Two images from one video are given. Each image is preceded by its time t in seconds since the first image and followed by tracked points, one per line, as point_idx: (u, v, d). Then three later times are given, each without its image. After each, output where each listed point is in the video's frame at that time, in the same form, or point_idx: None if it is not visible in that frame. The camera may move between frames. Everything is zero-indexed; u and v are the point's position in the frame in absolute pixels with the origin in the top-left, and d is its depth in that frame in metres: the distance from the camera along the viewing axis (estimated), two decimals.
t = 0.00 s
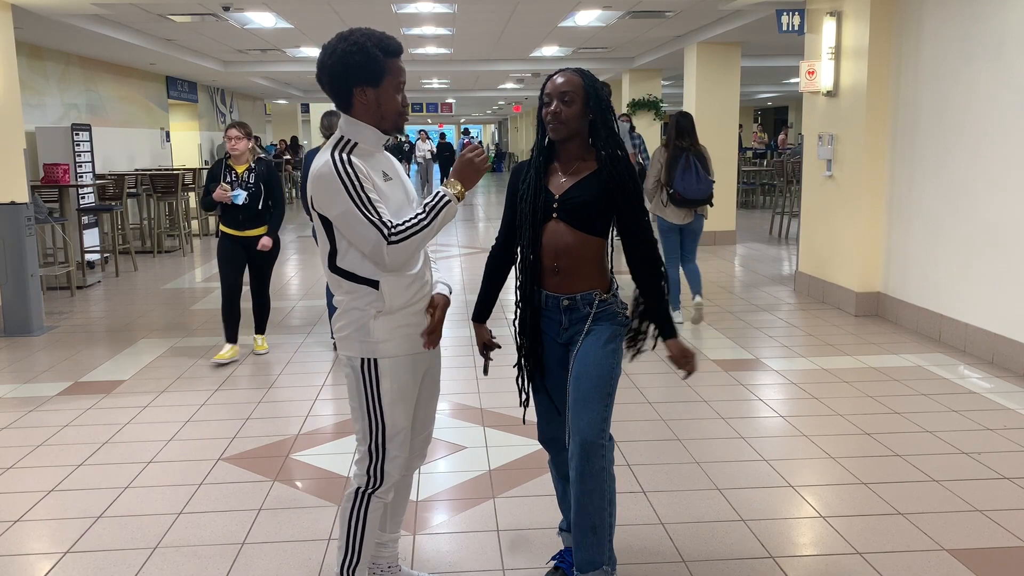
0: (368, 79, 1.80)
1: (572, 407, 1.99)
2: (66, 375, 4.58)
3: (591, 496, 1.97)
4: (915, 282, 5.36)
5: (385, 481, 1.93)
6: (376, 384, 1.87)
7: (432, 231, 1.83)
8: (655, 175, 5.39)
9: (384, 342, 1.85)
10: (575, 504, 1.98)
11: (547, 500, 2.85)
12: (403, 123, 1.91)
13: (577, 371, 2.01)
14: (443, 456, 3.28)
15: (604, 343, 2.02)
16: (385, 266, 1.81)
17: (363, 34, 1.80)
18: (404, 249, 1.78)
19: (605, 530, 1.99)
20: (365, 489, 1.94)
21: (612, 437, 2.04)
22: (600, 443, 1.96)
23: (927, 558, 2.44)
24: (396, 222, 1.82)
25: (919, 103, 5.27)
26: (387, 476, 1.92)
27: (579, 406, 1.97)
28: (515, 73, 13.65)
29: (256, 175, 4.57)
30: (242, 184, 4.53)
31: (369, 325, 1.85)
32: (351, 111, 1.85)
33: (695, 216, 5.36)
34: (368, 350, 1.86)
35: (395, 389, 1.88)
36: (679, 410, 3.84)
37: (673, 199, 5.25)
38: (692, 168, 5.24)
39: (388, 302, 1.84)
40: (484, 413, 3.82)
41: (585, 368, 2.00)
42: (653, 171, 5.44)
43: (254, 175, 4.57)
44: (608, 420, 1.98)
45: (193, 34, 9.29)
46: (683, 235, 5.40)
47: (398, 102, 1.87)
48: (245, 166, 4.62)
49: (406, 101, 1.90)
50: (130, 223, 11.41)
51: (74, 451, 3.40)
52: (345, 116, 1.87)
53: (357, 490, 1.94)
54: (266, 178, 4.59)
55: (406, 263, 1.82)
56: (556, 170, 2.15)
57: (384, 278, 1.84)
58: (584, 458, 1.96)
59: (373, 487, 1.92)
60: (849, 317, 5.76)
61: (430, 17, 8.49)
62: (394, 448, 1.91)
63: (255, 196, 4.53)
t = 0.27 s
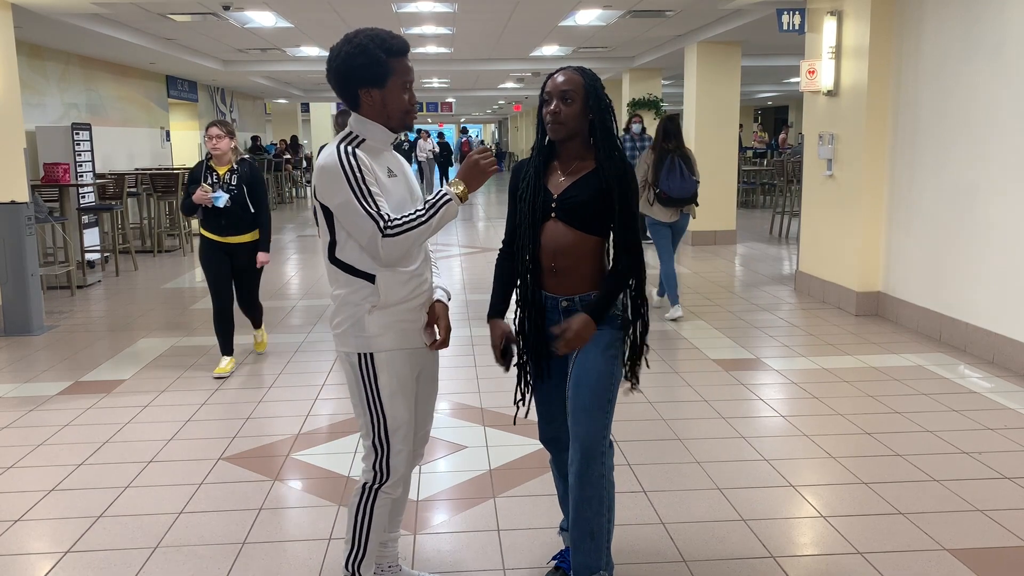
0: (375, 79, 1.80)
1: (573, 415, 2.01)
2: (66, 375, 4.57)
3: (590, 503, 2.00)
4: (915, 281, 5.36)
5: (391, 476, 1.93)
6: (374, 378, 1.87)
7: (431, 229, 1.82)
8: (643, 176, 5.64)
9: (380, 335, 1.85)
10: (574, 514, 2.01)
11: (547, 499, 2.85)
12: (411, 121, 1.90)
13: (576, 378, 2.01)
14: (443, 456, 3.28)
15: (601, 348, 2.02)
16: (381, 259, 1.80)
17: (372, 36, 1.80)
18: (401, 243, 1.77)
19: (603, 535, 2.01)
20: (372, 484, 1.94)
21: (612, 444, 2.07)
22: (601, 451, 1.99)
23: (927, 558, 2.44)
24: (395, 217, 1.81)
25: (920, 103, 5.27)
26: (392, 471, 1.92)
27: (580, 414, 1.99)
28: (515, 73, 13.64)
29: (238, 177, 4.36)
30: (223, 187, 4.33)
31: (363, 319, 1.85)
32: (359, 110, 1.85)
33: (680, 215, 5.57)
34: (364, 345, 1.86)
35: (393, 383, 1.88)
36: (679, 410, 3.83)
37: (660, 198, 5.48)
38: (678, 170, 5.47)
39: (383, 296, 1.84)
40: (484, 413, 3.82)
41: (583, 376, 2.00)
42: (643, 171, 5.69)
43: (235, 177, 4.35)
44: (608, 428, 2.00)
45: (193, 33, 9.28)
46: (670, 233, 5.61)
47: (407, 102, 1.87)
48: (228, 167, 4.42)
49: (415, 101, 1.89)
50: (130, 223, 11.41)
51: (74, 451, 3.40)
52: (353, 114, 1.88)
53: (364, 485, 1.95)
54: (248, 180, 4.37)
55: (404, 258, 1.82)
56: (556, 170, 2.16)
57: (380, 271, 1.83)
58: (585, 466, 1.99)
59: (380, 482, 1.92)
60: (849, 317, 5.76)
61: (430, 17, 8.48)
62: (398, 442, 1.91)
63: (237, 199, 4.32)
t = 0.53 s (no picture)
0: (375, 79, 1.80)
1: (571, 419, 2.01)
2: (67, 374, 4.57)
3: (592, 506, 2.00)
4: (916, 280, 5.35)
5: (393, 478, 1.92)
6: (377, 382, 1.87)
7: (433, 227, 1.82)
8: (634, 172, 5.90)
9: (383, 338, 1.85)
10: (577, 517, 2.01)
11: (548, 499, 2.84)
12: (411, 122, 1.90)
13: (574, 383, 2.01)
14: (444, 455, 3.28)
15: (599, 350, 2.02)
16: (384, 258, 1.80)
17: (373, 36, 1.79)
18: (403, 241, 1.77)
19: (606, 539, 2.01)
20: (374, 487, 1.94)
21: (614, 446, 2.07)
22: (602, 456, 2.00)
23: (927, 558, 2.43)
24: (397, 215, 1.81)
25: (920, 102, 5.26)
26: (395, 473, 1.92)
27: (579, 420, 1.99)
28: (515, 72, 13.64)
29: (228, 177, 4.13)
30: (211, 189, 4.08)
31: (367, 321, 1.85)
32: (357, 109, 1.85)
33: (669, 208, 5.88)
34: (367, 347, 1.86)
35: (396, 386, 1.88)
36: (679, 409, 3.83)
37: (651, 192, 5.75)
38: (668, 165, 5.75)
39: (386, 296, 1.84)
40: (484, 412, 3.82)
41: (581, 380, 1.99)
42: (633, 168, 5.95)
43: (225, 177, 4.11)
44: (608, 432, 2.01)
45: (193, 32, 9.27)
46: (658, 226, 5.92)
47: (407, 102, 1.87)
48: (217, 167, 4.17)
49: (415, 102, 1.89)
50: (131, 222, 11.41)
51: (75, 450, 3.40)
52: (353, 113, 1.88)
53: (366, 488, 1.95)
54: (239, 180, 4.14)
55: (406, 256, 1.81)
56: (554, 169, 2.16)
57: (383, 270, 1.83)
58: (586, 470, 2.00)
59: (382, 485, 1.92)
60: (849, 316, 5.75)
61: (431, 16, 8.48)
62: (399, 444, 1.91)
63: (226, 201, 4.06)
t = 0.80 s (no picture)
0: (366, 76, 1.80)
1: (571, 420, 2.01)
2: (67, 373, 4.57)
3: (593, 507, 2.00)
4: (916, 279, 5.35)
5: (391, 479, 1.92)
6: (379, 383, 1.87)
7: (436, 224, 1.82)
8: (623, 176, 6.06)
9: (388, 340, 1.85)
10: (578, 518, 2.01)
11: (548, 498, 2.84)
12: (403, 119, 1.90)
13: (573, 383, 2.01)
14: (444, 454, 3.28)
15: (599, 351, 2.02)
16: (388, 258, 1.80)
17: (361, 32, 1.79)
18: (407, 241, 1.77)
19: (608, 539, 2.01)
20: (371, 488, 1.93)
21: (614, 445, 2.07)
22: (602, 456, 2.00)
23: (927, 557, 2.43)
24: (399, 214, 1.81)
25: (920, 101, 5.26)
26: (394, 474, 1.92)
27: (580, 421, 2.00)
28: (515, 71, 13.64)
29: (217, 179, 3.93)
30: (199, 191, 3.88)
31: (373, 322, 1.84)
32: (348, 108, 1.84)
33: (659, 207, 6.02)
34: (370, 349, 1.85)
35: (400, 388, 1.88)
36: (679, 408, 3.83)
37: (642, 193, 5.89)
38: (654, 166, 5.91)
39: (391, 297, 1.84)
40: (484, 411, 3.82)
41: (581, 380, 2.00)
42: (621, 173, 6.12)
43: (214, 179, 3.92)
44: (608, 432, 2.01)
45: (193, 31, 9.26)
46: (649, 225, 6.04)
47: (398, 98, 1.87)
48: (206, 169, 3.96)
49: (406, 98, 1.89)
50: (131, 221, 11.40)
51: (75, 449, 3.40)
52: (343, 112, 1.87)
53: (363, 490, 1.94)
54: (229, 183, 3.95)
55: (410, 255, 1.81)
56: (556, 169, 2.16)
57: (386, 271, 1.83)
58: (588, 469, 1.99)
59: (380, 486, 1.91)
60: (849, 315, 5.75)
61: (431, 15, 8.47)
62: (399, 446, 1.91)
63: (214, 205, 3.87)
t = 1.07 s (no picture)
0: (363, 72, 1.79)
1: (569, 422, 2.01)
2: (67, 372, 4.58)
3: (591, 509, 1.99)
4: (916, 279, 5.35)
5: (383, 480, 1.92)
6: (374, 384, 1.87)
7: (434, 224, 1.82)
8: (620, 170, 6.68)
9: (384, 341, 1.85)
10: (577, 520, 2.01)
11: (548, 497, 2.84)
12: (401, 116, 1.90)
13: (572, 385, 2.01)
14: (444, 453, 3.28)
15: (598, 353, 2.01)
16: (386, 258, 1.80)
17: (355, 28, 1.79)
18: (406, 241, 1.77)
19: (606, 542, 2.01)
20: (363, 489, 1.92)
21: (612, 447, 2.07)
22: (600, 458, 1.99)
23: (928, 556, 2.43)
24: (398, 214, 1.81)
25: (920, 100, 5.26)
26: (385, 475, 1.92)
27: (577, 423, 1.99)
28: (515, 70, 13.63)
29: (197, 181, 3.61)
30: (175, 196, 3.56)
31: (368, 324, 1.84)
32: (346, 105, 1.84)
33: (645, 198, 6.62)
34: (365, 350, 1.85)
35: (394, 389, 1.88)
36: (679, 407, 3.83)
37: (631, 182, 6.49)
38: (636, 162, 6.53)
39: (388, 298, 1.84)
40: (484, 410, 3.82)
41: (579, 382, 1.99)
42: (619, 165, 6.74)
43: (192, 182, 3.59)
44: (606, 434, 2.01)
45: (193, 30, 9.26)
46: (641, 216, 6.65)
47: (395, 95, 1.87)
48: (184, 171, 3.63)
49: (403, 93, 1.89)
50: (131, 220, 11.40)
51: (75, 448, 3.40)
52: (340, 109, 1.87)
53: (355, 490, 1.93)
54: (210, 185, 3.62)
55: (409, 255, 1.82)
56: (558, 168, 2.16)
57: (384, 272, 1.83)
58: (586, 472, 1.99)
59: (372, 487, 1.91)
60: (849, 314, 5.75)
61: (431, 14, 8.47)
62: (391, 446, 1.90)
63: (193, 210, 3.56)
